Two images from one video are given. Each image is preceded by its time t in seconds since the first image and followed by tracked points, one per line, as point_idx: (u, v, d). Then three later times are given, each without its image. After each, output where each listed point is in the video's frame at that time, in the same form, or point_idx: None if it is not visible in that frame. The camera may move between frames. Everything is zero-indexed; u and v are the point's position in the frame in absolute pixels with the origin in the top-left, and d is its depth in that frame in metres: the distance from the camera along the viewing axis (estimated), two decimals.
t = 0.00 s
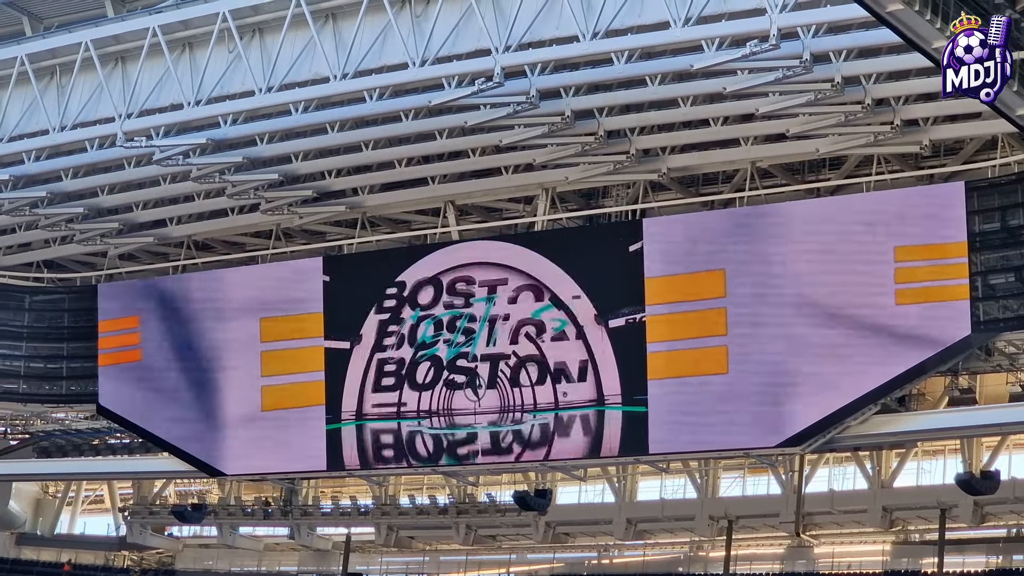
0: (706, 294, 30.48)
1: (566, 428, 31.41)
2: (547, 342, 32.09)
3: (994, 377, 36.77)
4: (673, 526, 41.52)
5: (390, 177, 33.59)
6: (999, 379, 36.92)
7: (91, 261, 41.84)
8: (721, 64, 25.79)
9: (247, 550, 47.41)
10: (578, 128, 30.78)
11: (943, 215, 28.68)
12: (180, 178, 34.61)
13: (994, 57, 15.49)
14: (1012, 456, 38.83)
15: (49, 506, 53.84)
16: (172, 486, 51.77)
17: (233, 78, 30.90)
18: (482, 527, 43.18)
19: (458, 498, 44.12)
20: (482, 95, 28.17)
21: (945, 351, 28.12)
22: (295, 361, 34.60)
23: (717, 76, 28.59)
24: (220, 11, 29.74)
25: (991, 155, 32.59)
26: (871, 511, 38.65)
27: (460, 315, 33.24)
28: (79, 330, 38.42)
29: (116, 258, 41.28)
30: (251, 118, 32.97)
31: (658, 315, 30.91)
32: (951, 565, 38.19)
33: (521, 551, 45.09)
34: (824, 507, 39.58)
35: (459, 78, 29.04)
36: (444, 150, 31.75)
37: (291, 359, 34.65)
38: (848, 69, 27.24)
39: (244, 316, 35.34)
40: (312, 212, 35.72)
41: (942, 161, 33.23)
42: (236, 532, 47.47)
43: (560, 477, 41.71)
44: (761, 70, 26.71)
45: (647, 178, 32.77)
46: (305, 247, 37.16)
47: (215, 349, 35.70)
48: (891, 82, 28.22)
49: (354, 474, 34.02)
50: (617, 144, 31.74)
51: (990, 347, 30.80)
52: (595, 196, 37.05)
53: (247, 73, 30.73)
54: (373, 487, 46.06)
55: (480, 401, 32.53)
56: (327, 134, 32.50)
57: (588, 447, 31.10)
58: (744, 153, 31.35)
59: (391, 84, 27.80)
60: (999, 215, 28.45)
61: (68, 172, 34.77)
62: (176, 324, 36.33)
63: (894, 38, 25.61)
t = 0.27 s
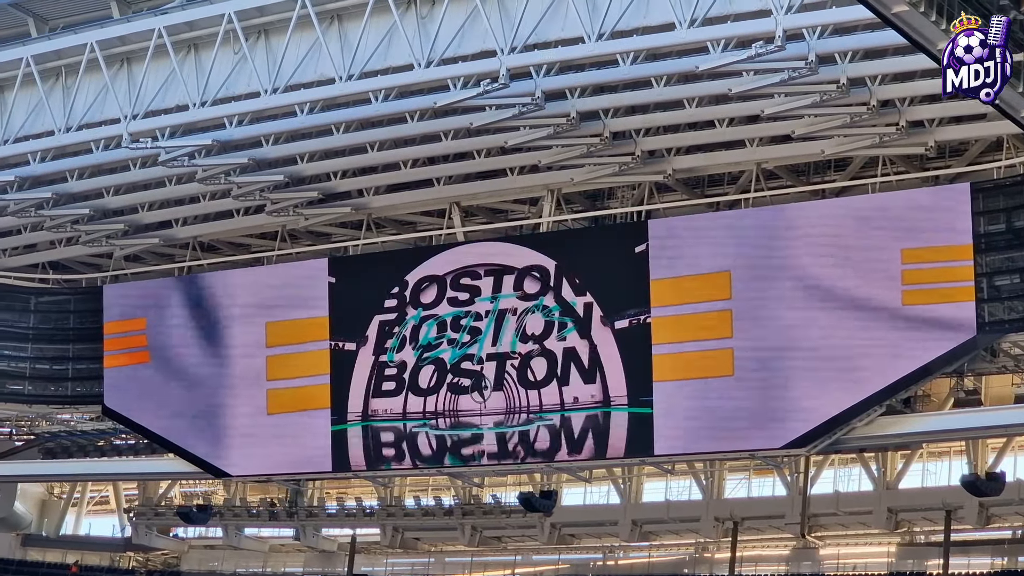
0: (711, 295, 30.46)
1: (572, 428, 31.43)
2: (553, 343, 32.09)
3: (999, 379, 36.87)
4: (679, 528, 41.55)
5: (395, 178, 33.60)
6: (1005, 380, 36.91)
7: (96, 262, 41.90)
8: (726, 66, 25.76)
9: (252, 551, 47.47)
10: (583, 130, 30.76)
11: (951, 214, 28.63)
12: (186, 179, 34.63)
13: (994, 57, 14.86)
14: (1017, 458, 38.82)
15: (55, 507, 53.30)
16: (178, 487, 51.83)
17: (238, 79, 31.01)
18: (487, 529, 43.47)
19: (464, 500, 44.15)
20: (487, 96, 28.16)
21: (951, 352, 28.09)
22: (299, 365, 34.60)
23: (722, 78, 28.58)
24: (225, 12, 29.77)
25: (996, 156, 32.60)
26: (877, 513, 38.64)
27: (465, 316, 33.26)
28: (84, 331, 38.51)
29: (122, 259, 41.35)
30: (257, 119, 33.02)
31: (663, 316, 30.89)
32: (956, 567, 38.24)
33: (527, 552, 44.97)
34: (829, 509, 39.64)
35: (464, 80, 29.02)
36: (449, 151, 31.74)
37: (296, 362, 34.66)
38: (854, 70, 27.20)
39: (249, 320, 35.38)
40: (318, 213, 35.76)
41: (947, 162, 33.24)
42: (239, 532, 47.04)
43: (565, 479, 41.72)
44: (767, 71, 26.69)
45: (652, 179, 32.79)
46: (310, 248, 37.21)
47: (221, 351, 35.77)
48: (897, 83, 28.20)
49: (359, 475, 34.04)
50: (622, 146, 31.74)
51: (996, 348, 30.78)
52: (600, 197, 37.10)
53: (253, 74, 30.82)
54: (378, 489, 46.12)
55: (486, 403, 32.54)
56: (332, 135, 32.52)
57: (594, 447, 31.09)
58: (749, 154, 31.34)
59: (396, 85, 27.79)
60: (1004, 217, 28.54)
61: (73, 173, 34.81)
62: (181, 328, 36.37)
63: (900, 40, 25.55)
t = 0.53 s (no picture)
0: (715, 299, 30.47)
1: (577, 431, 31.52)
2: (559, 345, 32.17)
3: (1002, 383, 37.25)
4: (684, 529, 41.58)
5: (400, 180, 33.60)
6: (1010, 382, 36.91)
7: (101, 263, 41.94)
8: (732, 67, 25.75)
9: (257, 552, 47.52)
10: (588, 131, 30.75)
11: (952, 215, 28.53)
12: (191, 180, 34.66)
13: (994, 57, 14.81)
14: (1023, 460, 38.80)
15: (60, 508, 53.34)
16: (183, 488, 51.90)
17: (243, 80, 30.98)
18: (492, 530, 43.65)
19: (468, 501, 44.20)
20: (491, 98, 28.17)
21: (955, 353, 28.07)
22: (305, 370, 34.66)
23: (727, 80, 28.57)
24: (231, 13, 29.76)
25: (1002, 158, 32.61)
26: (881, 515, 38.83)
27: (470, 319, 33.29)
28: (89, 332, 38.58)
29: (126, 260, 41.40)
30: (262, 121, 33.06)
31: (667, 320, 30.88)
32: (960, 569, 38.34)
33: (532, 554, 44.90)
34: (834, 511, 39.87)
35: (469, 81, 29.03)
36: (454, 153, 31.74)
37: (302, 367, 34.72)
38: (858, 72, 27.16)
39: (254, 324, 35.43)
40: (323, 215, 35.78)
41: (952, 164, 33.26)
42: (246, 533, 47.80)
43: (570, 480, 41.72)
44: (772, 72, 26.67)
45: (657, 181, 32.79)
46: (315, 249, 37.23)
47: (225, 352, 35.81)
48: (902, 85, 28.19)
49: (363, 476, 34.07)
50: (627, 147, 31.74)
51: (1000, 350, 30.75)
52: (605, 199, 37.15)
53: (258, 75, 30.80)
54: (383, 490, 46.20)
55: (493, 405, 32.60)
56: (336, 136, 32.52)
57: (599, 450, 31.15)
58: (754, 156, 31.34)
59: (401, 86, 27.81)
60: (1009, 219, 28.64)
61: (78, 174, 34.84)
62: (186, 333, 36.40)
63: (905, 42, 25.52)
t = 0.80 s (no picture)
0: (717, 301, 30.48)
1: (578, 432, 31.51)
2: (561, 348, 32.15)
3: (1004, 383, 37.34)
4: (685, 530, 41.59)
5: (402, 180, 33.60)
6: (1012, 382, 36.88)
7: (103, 263, 41.96)
8: (733, 68, 25.73)
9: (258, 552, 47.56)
10: (590, 132, 30.75)
11: (954, 215, 28.52)
12: (193, 180, 34.67)
13: (994, 57, 14.81)
14: None
15: (62, 508, 53.33)
16: (185, 487, 51.96)
17: (245, 80, 31.00)
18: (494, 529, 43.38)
19: (470, 501, 44.23)
20: (493, 98, 28.16)
21: (956, 354, 28.06)
22: (308, 372, 34.64)
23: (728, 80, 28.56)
24: (234, 13, 29.75)
25: (1004, 159, 32.60)
26: (883, 515, 38.80)
27: (474, 319, 33.29)
28: (91, 332, 38.62)
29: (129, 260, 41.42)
30: (264, 121, 33.07)
31: (669, 323, 30.90)
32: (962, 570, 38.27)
33: (533, 554, 44.93)
34: (836, 511, 39.70)
35: (471, 81, 29.03)
36: (456, 153, 31.74)
37: (304, 370, 34.72)
38: (860, 72, 27.11)
39: (255, 326, 35.43)
40: (325, 215, 35.80)
41: (954, 164, 33.26)
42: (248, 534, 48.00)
43: (571, 481, 41.73)
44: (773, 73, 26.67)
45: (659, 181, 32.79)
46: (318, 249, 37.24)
47: (227, 352, 35.82)
48: (904, 86, 28.17)
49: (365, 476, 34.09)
50: (629, 148, 31.73)
51: (1002, 350, 30.75)
52: (607, 199, 37.17)
53: (260, 75, 30.82)
54: (385, 490, 46.26)
55: (497, 406, 32.55)
56: (338, 136, 32.52)
57: (600, 450, 31.13)
58: (756, 156, 31.35)
59: (402, 87, 27.82)
60: (1011, 219, 28.67)
61: (80, 174, 34.87)
62: (187, 335, 36.40)
63: (907, 42, 25.50)
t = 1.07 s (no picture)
0: (716, 307, 30.45)
1: (575, 434, 31.47)
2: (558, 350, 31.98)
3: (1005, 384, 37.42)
4: (685, 531, 41.62)
5: (402, 181, 33.58)
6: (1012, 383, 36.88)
7: (103, 264, 41.95)
8: (733, 69, 25.71)
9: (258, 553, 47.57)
10: (590, 133, 30.74)
11: (955, 216, 28.62)
12: (193, 182, 34.66)
13: (994, 57, 14.82)
14: None
15: (62, 509, 53.26)
16: (184, 488, 51.95)
17: (245, 81, 30.99)
18: (494, 532, 43.58)
19: (470, 502, 44.25)
20: (492, 99, 28.16)
21: (956, 356, 28.08)
22: (309, 379, 34.69)
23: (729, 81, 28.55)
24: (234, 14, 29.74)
25: (1004, 160, 32.63)
26: (883, 516, 38.85)
27: (472, 319, 33.20)
28: (91, 333, 38.60)
29: (128, 261, 41.41)
30: (264, 122, 33.07)
31: (668, 330, 30.86)
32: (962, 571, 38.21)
33: (533, 556, 44.95)
34: (836, 512, 39.77)
35: (471, 82, 29.03)
36: (456, 154, 31.74)
37: (305, 376, 34.75)
38: (860, 74, 27.09)
39: (255, 330, 35.43)
40: (325, 216, 35.80)
41: (955, 165, 33.30)
42: (247, 535, 47.69)
43: (571, 482, 41.74)
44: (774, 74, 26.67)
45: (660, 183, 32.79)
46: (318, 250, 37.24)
47: (227, 353, 35.81)
48: (904, 87, 28.17)
49: (364, 477, 34.08)
50: (629, 149, 31.72)
51: (1002, 351, 30.74)
52: (607, 200, 37.22)
53: (260, 77, 30.81)
54: (385, 491, 46.32)
55: (494, 408, 32.43)
56: (337, 138, 32.51)
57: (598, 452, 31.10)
58: (756, 158, 31.37)
59: (402, 88, 27.81)
60: (1011, 221, 28.72)
61: (80, 175, 34.86)
62: (186, 338, 36.37)
63: (907, 44, 25.50)
